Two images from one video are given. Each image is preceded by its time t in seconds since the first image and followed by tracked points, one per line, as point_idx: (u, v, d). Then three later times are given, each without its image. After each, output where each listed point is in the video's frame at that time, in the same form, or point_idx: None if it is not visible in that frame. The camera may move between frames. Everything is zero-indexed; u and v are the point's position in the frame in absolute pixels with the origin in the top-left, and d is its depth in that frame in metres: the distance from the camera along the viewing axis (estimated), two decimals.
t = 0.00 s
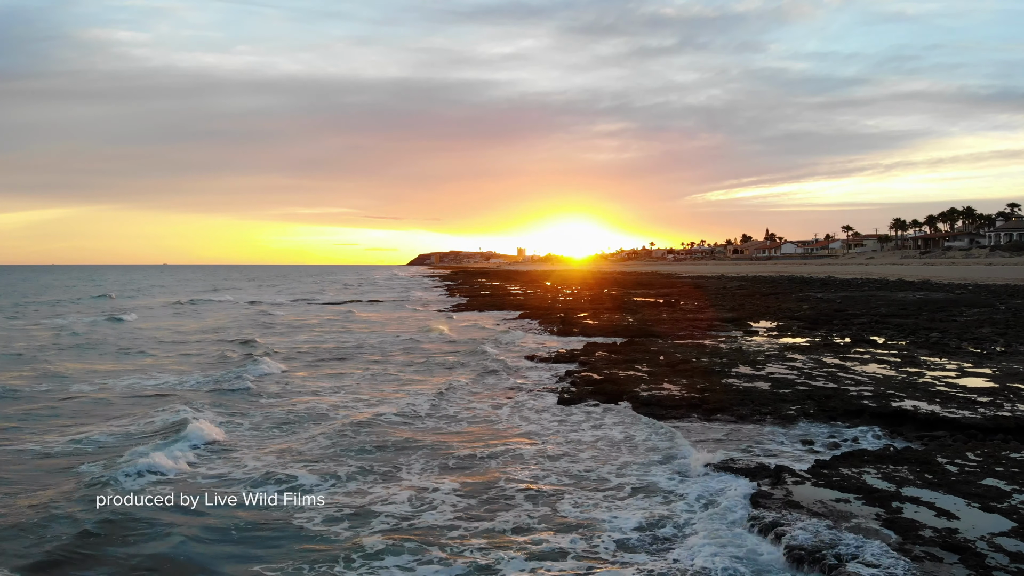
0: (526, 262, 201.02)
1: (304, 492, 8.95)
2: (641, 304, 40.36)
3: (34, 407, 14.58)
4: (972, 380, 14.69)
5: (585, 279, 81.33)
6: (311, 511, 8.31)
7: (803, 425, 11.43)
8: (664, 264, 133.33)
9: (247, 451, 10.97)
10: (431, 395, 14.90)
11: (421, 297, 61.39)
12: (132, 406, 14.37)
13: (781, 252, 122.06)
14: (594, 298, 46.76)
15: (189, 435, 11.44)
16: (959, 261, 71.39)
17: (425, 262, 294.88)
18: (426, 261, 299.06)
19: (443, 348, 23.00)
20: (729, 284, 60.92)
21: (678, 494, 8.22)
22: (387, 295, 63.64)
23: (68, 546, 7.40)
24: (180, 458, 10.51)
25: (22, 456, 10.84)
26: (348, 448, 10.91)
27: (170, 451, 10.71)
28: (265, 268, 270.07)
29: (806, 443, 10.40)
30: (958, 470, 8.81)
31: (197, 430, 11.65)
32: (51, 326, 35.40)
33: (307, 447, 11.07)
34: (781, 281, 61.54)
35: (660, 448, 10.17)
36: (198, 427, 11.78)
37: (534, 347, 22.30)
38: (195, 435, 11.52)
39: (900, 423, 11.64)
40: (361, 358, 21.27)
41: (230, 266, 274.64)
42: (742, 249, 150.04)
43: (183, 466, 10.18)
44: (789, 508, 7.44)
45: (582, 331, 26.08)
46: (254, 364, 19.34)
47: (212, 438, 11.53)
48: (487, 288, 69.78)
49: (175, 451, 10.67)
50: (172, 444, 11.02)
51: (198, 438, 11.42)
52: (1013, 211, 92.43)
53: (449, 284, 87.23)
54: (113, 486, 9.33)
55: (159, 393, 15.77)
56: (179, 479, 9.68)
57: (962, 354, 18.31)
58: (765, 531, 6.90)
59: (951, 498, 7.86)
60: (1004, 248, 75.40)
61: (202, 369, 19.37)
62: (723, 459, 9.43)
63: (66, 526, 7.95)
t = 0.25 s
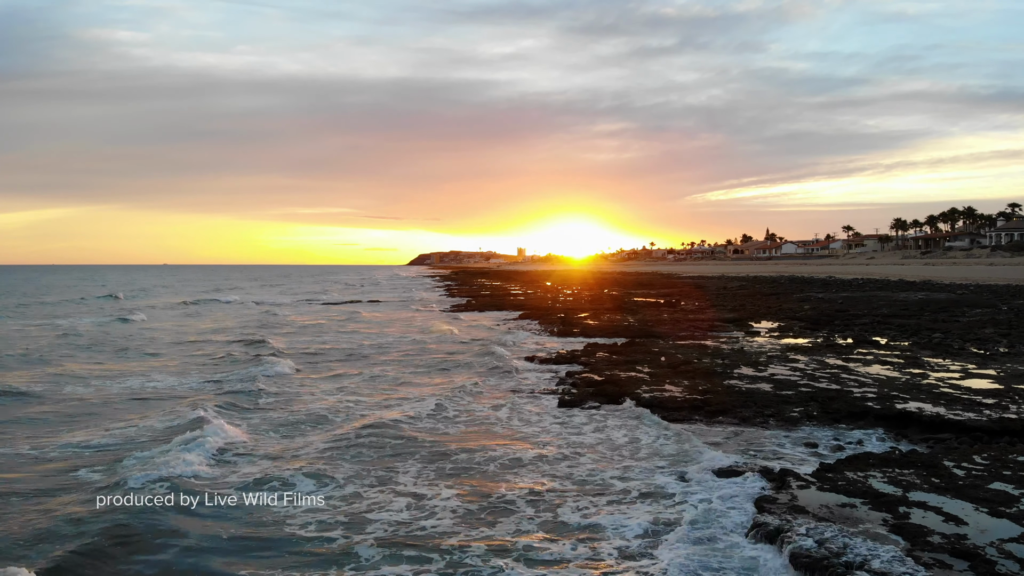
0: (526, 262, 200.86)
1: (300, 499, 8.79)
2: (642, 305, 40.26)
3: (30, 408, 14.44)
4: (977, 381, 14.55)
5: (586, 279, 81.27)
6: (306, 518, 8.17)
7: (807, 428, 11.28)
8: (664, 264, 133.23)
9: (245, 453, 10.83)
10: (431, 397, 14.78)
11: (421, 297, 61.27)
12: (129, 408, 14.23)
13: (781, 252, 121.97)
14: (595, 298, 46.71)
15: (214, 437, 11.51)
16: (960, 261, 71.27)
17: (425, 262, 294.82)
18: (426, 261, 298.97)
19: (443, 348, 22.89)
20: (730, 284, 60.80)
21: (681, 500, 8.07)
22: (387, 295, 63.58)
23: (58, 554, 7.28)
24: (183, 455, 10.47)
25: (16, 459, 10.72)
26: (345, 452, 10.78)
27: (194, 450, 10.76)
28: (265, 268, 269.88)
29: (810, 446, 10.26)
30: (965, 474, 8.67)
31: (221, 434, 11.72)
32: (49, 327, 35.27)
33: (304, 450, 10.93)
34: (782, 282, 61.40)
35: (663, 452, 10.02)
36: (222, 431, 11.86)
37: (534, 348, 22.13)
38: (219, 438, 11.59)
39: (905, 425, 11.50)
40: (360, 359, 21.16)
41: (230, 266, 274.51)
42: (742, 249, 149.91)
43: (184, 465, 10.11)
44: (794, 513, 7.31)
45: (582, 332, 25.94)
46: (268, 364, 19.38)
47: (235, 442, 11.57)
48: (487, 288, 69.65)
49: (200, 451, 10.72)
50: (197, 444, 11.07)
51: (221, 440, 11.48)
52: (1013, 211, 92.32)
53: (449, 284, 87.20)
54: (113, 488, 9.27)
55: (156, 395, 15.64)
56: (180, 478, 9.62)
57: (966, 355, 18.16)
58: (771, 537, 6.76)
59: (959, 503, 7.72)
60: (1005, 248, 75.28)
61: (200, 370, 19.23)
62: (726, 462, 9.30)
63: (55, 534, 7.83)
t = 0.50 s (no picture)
0: (526, 262, 200.89)
1: (296, 505, 8.65)
2: (642, 305, 40.17)
3: (27, 410, 14.34)
4: (981, 383, 14.41)
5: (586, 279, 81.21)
6: (301, 525, 8.02)
7: (811, 431, 11.15)
8: (665, 263, 133.15)
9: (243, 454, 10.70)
10: (430, 399, 14.66)
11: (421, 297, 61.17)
12: (126, 410, 14.13)
13: (781, 252, 121.87)
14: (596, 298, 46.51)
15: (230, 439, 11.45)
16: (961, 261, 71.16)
17: (425, 262, 294.93)
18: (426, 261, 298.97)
19: (442, 349, 22.77)
20: (731, 284, 60.63)
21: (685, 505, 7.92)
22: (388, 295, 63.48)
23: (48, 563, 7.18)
24: (184, 459, 10.42)
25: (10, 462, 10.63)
26: (343, 455, 10.66)
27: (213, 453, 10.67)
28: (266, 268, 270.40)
29: (814, 449, 10.12)
30: (973, 478, 8.53)
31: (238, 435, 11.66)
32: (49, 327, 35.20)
33: (301, 454, 10.81)
34: (782, 282, 61.27)
35: (666, 455, 9.89)
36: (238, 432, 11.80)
37: (534, 348, 21.99)
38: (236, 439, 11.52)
39: (910, 428, 11.37)
40: (359, 360, 21.05)
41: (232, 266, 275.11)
42: (742, 249, 149.78)
43: (183, 467, 10.05)
44: (799, 518, 7.19)
45: (582, 332, 25.79)
46: (281, 364, 19.40)
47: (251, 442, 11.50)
48: (487, 288, 69.94)
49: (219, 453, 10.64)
50: (214, 446, 10.99)
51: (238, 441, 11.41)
52: (1014, 211, 92.18)
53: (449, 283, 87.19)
54: (111, 493, 9.23)
55: (153, 396, 15.53)
56: (178, 480, 9.55)
57: (969, 356, 18.02)
58: (776, 544, 6.64)
59: (967, 507, 7.59)
60: (1006, 248, 75.15)
61: (198, 371, 19.12)
62: (729, 466, 9.18)
63: (46, 543, 7.74)
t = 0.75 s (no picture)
0: (526, 262, 200.64)
1: (291, 510, 8.52)
2: (643, 305, 40.02)
3: (23, 411, 14.21)
4: (985, 384, 14.27)
5: (586, 279, 81.07)
6: (295, 531, 7.89)
7: (815, 434, 11.00)
8: (665, 263, 133.03)
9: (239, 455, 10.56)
10: (429, 401, 14.54)
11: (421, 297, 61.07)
12: (123, 411, 14.01)
13: (782, 252, 121.62)
14: (596, 299, 46.36)
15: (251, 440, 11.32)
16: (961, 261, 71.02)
17: (425, 262, 294.78)
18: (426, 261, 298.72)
19: (441, 349, 22.63)
20: (731, 284, 60.46)
21: (688, 511, 7.79)
22: (387, 295, 63.36)
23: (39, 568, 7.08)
24: (182, 462, 10.32)
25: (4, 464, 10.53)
26: (341, 458, 10.53)
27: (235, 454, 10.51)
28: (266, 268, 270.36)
29: (818, 452, 9.98)
30: (981, 482, 8.39)
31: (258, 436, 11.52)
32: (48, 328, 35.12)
33: (298, 457, 10.69)
34: (783, 282, 61.12)
35: (668, 459, 9.76)
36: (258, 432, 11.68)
37: (534, 348, 21.85)
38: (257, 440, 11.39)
39: (914, 430, 11.23)
40: (357, 360, 20.93)
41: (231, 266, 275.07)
42: (742, 249, 149.56)
43: (180, 471, 9.94)
44: (804, 524, 7.06)
45: (583, 333, 25.63)
46: (297, 364, 19.36)
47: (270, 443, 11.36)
48: (487, 288, 69.74)
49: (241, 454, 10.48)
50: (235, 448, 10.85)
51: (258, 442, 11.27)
52: (1015, 211, 92.02)
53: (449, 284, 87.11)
54: (107, 496, 9.12)
55: (150, 397, 15.40)
56: (174, 484, 9.45)
57: (973, 357, 17.86)
58: (782, 550, 6.51)
59: (976, 512, 7.46)
60: (1007, 248, 74.98)
61: (196, 372, 19.00)
62: (733, 470, 9.04)
63: (37, 547, 7.64)
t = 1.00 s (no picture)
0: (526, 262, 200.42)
1: (286, 515, 8.38)
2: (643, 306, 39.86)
3: (17, 412, 14.06)
4: (991, 386, 14.11)
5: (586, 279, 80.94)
6: (290, 537, 7.75)
7: (819, 437, 10.86)
8: (665, 263, 132.89)
9: (235, 459, 10.42)
10: (428, 403, 14.40)
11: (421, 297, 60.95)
12: (119, 413, 13.88)
13: (782, 253, 121.37)
14: (596, 299, 46.19)
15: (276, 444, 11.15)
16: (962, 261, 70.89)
17: (425, 262, 294.80)
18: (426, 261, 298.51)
19: (441, 350, 22.48)
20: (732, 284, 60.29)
21: (691, 518, 7.65)
22: (387, 296, 63.25)
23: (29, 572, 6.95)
24: (179, 468, 10.11)
25: None
26: (338, 462, 10.39)
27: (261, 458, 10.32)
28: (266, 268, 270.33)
29: (823, 456, 9.83)
30: (989, 487, 8.25)
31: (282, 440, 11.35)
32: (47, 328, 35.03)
33: (295, 459, 10.56)
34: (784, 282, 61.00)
35: (670, 464, 9.62)
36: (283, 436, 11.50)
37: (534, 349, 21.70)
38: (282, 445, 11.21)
39: (920, 433, 11.09)
40: (356, 360, 20.79)
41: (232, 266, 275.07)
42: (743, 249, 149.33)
43: (176, 477, 9.74)
44: (810, 530, 6.93)
45: (583, 334, 25.49)
46: (313, 365, 19.24)
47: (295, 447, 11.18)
48: (487, 288, 69.63)
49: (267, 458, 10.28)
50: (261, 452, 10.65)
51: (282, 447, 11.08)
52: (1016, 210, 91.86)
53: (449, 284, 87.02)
54: (101, 501, 8.94)
55: (146, 399, 15.25)
56: (168, 490, 9.25)
57: (978, 358, 17.70)
58: (789, 557, 6.38)
59: (985, 518, 7.32)
60: (1008, 248, 74.81)
61: (194, 373, 18.86)
62: (736, 474, 8.92)
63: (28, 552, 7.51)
